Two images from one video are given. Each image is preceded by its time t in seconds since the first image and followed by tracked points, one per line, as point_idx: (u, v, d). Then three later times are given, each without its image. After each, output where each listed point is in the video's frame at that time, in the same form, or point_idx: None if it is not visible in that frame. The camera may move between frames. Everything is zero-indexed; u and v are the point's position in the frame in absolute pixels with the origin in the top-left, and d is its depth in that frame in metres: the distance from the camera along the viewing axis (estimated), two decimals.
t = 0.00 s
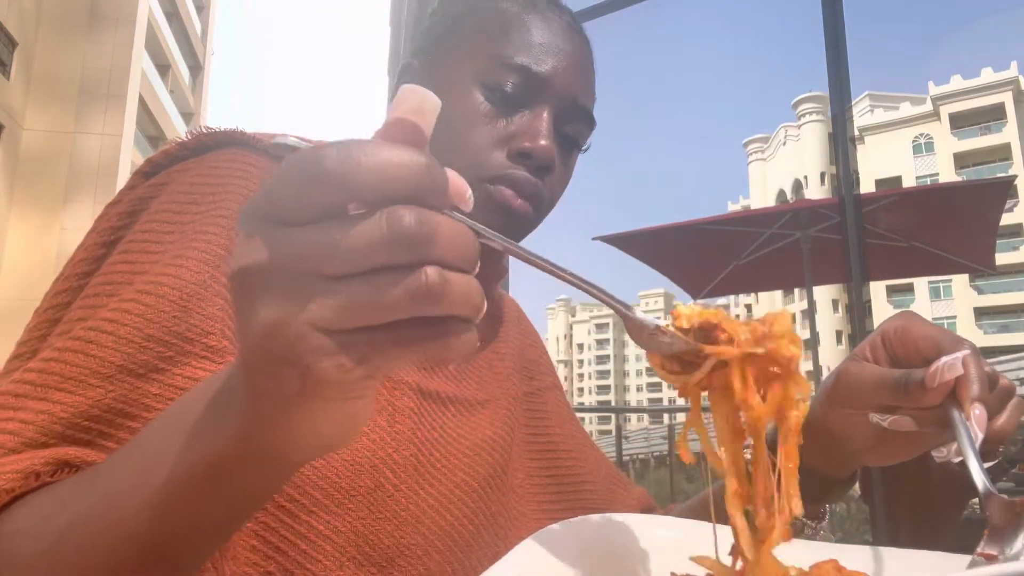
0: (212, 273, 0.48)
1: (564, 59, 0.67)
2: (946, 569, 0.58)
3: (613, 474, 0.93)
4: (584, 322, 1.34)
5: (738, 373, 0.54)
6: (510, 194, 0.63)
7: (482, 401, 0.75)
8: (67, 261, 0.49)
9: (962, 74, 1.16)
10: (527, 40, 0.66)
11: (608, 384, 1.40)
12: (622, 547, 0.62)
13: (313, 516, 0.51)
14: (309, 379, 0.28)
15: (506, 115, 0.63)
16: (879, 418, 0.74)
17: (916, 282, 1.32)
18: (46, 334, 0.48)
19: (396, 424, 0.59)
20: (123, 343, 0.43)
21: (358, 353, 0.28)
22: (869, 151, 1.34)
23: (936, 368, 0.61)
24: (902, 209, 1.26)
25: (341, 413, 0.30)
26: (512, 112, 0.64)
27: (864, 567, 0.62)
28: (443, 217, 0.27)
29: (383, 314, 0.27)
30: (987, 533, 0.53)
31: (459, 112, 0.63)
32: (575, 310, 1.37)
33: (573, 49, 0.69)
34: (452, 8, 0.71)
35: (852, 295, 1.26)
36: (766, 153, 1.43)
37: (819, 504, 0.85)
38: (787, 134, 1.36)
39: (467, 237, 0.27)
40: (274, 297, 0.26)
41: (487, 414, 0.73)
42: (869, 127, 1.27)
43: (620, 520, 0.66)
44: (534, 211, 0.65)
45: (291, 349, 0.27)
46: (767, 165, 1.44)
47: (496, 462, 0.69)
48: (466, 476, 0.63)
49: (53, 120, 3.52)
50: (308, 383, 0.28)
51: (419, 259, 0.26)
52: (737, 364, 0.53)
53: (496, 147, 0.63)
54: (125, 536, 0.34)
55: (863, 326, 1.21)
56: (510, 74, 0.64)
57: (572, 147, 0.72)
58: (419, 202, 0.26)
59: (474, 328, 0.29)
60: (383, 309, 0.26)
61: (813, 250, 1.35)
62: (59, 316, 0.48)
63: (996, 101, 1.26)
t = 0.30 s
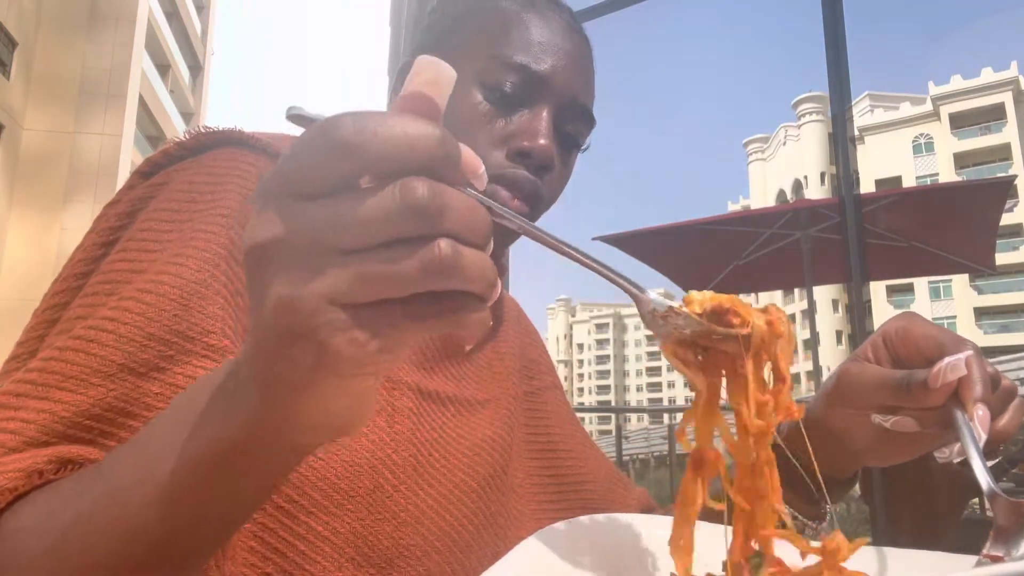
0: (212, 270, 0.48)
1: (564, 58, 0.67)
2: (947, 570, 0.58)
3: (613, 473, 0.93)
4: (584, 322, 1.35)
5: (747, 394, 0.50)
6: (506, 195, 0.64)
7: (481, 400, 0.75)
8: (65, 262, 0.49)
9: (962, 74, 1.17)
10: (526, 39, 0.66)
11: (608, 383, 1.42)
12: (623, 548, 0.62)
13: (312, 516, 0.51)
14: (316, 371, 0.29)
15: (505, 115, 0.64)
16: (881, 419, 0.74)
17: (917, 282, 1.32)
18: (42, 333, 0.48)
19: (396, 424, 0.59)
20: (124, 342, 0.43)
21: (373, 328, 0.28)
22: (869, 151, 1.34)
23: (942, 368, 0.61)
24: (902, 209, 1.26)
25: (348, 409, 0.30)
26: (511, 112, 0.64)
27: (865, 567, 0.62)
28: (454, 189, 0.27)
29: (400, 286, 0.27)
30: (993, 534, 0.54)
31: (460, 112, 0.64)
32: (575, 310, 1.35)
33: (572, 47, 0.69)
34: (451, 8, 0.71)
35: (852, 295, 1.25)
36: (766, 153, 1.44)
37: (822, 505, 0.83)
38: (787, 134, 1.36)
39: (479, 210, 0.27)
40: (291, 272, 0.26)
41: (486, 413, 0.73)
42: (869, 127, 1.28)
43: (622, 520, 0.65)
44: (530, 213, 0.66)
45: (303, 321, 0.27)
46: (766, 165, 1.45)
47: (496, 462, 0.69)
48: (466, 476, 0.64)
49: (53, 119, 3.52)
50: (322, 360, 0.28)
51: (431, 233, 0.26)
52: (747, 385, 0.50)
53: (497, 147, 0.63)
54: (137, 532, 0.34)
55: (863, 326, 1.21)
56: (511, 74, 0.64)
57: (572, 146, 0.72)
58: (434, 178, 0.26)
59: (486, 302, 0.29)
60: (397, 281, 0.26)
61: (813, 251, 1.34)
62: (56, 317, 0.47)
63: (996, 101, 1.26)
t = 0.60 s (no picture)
0: (212, 258, 0.48)
1: (558, 56, 0.67)
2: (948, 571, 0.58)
3: (612, 474, 0.93)
4: (584, 322, 1.36)
5: (743, 283, 0.56)
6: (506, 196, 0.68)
7: (481, 399, 0.75)
8: (66, 263, 0.49)
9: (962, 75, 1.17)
10: (520, 36, 0.66)
11: (608, 384, 1.44)
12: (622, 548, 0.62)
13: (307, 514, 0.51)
14: (315, 287, 0.26)
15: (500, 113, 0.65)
16: (882, 420, 0.74)
17: (916, 282, 1.32)
18: (42, 333, 0.47)
19: (394, 424, 0.59)
20: (126, 328, 0.42)
21: (380, 208, 0.26)
22: (869, 151, 1.35)
23: (942, 368, 0.61)
24: (902, 209, 1.27)
25: (344, 334, 0.28)
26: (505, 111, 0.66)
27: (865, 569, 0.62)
28: (448, 73, 0.26)
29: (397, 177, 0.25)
30: (993, 537, 0.53)
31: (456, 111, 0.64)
32: (575, 310, 1.35)
33: (567, 46, 0.69)
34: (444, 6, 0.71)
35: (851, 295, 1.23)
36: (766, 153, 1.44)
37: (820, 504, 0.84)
38: (787, 134, 1.35)
39: (473, 98, 0.26)
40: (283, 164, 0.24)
41: (485, 413, 0.73)
42: (869, 127, 1.29)
43: (620, 519, 0.66)
44: (529, 210, 0.69)
45: (305, 213, 0.25)
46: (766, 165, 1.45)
47: (494, 462, 0.69)
48: (463, 476, 0.64)
49: (53, 121, 3.52)
50: (326, 249, 0.25)
51: (427, 112, 0.25)
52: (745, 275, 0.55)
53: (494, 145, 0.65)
54: (125, 513, 0.32)
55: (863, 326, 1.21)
56: (503, 71, 0.65)
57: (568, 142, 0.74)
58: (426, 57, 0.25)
59: (487, 199, 0.28)
60: (396, 165, 0.25)
61: (813, 250, 1.34)
62: (56, 316, 0.47)
63: (996, 100, 1.32)
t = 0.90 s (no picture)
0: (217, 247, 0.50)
1: (552, 61, 0.69)
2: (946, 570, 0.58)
3: (611, 475, 0.92)
4: (584, 322, 1.35)
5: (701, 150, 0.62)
6: (494, 204, 0.68)
7: (480, 395, 0.77)
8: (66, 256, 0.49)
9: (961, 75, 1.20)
10: (517, 40, 0.67)
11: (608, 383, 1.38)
12: (620, 547, 0.63)
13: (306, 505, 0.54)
14: (291, 139, 0.26)
15: (495, 111, 0.66)
16: (879, 416, 0.76)
17: (916, 282, 1.31)
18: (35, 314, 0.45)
19: (390, 418, 0.62)
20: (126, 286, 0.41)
21: (357, 53, 0.26)
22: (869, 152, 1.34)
23: (936, 363, 0.63)
24: (901, 210, 1.29)
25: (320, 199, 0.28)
26: (498, 112, 0.67)
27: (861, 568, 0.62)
28: None
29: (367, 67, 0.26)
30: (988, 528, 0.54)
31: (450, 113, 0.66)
32: (575, 310, 1.35)
33: (565, 50, 0.71)
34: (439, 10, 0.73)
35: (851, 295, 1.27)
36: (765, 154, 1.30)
37: (818, 502, 0.83)
38: (788, 134, 1.28)
39: None
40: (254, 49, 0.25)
41: (484, 412, 0.76)
42: (869, 127, 1.30)
43: (620, 519, 0.66)
44: (522, 215, 0.70)
45: (281, 58, 0.25)
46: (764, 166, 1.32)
47: (493, 462, 0.71)
48: (462, 472, 0.66)
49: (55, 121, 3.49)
50: (304, 92, 0.26)
51: None
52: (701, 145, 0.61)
53: (486, 146, 0.66)
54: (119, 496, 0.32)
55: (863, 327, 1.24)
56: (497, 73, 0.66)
57: (566, 146, 0.74)
58: None
59: (460, 59, 0.29)
60: None
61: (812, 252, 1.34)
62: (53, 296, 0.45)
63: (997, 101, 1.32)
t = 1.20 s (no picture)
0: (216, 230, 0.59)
1: (553, 65, 0.70)
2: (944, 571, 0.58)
3: (612, 476, 0.92)
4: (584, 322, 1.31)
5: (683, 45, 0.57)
6: (484, 210, 0.70)
7: (484, 394, 0.79)
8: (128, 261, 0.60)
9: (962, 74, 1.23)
10: (517, 48, 0.70)
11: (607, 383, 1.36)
12: (621, 547, 0.63)
13: (305, 493, 0.57)
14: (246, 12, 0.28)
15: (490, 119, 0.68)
16: (882, 415, 0.75)
17: (916, 282, 1.29)
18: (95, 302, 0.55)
19: (390, 415, 0.65)
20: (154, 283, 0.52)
21: None
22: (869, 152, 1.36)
23: (939, 363, 0.62)
24: (902, 208, 1.28)
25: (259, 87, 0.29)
26: (494, 118, 0.69)
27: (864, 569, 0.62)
28: None
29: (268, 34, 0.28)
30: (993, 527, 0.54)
31: (449, 121, 0.70)
32: (575, 309, 1.33)
33: (566, 56, 0.71)
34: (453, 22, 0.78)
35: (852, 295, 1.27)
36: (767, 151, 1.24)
37: (819, 502, 0.83)
38: (788, 134, 1.27)
39: None
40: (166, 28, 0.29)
41: (488, 410, 0.77)
42: (869, 127, 1.32)
43: (622, 520, 0.66)
44: (517, 221, 0.71)
45: None
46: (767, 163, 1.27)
47: (494, 458, 0.73)
48: (458, 469, 0.68)
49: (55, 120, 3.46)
50: None
51: None
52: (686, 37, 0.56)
53: (481, 150, 0.68)
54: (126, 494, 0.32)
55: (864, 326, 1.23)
56: (494, 81, 0.69)
57: (568, 153, 0.74)
58: None
59: None
60: None
61: (813, 248, 1.35)
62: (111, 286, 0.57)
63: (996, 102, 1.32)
